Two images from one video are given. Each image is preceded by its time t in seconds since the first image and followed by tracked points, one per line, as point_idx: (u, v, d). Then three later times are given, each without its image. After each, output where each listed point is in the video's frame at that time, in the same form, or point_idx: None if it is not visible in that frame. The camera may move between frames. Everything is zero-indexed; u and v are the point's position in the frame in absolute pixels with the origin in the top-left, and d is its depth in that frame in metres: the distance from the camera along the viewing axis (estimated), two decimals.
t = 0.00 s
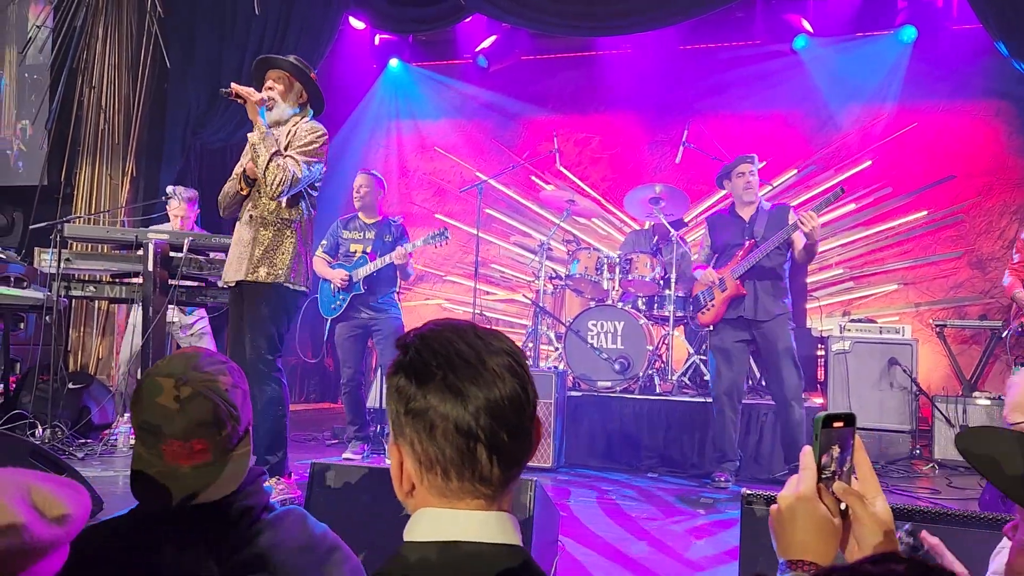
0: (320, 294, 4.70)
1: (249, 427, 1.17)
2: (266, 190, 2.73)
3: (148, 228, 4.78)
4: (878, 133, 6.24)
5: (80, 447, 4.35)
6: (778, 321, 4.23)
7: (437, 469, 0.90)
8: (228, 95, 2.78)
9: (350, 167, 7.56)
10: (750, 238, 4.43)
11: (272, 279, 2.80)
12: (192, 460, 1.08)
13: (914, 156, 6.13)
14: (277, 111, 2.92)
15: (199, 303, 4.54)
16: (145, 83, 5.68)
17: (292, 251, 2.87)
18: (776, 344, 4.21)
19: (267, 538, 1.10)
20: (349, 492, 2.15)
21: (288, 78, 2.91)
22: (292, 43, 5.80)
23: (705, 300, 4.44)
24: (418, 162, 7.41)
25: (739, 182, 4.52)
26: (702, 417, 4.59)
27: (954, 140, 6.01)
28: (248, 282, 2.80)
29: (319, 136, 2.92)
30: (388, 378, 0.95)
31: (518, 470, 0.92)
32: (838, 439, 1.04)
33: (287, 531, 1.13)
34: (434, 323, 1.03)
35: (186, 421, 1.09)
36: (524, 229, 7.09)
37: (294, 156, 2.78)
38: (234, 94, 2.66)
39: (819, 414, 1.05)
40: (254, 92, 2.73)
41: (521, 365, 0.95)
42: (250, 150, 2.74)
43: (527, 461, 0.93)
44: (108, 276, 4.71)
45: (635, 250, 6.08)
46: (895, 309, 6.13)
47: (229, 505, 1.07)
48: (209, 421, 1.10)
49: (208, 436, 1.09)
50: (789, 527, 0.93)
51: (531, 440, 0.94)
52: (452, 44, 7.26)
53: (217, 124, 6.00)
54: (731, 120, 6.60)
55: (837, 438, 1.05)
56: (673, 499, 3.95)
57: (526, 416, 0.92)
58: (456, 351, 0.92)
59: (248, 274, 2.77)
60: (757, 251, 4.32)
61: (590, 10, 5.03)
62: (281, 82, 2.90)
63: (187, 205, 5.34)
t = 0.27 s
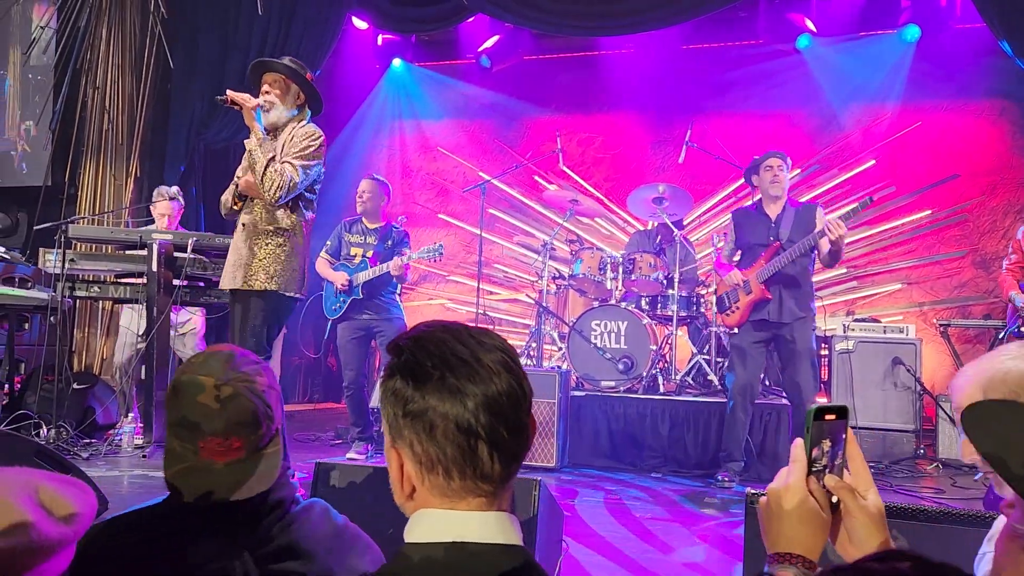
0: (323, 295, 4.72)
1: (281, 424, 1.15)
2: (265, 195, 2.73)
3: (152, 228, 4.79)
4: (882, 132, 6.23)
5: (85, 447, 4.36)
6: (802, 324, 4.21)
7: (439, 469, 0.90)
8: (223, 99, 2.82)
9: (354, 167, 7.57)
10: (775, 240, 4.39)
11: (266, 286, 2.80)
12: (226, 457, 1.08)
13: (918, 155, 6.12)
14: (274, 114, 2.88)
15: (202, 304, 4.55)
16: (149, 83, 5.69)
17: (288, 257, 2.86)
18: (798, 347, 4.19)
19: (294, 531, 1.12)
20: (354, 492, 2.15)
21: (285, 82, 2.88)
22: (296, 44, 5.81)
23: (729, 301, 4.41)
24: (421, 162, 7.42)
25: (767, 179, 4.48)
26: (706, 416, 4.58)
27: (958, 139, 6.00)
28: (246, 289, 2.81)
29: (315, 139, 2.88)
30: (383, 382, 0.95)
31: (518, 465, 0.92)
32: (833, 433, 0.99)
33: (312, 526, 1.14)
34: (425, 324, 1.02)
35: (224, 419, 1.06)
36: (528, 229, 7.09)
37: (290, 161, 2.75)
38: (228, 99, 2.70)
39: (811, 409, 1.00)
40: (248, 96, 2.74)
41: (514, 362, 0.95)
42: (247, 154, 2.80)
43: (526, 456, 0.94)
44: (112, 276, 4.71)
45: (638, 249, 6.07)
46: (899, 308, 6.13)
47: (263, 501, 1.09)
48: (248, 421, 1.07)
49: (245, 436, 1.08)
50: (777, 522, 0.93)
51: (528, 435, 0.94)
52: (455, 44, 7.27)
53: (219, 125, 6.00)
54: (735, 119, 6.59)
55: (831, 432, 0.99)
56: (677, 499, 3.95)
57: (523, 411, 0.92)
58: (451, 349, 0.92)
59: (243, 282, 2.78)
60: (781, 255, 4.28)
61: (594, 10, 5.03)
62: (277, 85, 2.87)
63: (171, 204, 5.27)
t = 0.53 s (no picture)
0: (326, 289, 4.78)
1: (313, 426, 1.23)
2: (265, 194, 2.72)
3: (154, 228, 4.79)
4: (884, 131, 6.22)
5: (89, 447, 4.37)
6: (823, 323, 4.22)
7: (442, 464, 0.90)
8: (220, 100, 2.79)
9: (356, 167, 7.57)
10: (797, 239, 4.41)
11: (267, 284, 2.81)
12: (267, 456, 1.14)
13: (921, 154, 6.11)
14: (271, 114, 2.86)
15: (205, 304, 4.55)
16: (151, 84, 5.70)
17: (287, 253, 2.87)
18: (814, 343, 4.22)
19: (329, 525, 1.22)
20: (357, 491, 2.15)
21: (280, 82, 2.87)
22: (297, 44, 5.81)
23: (745, 296, 4.46)
24: (423, 163, 7.42)
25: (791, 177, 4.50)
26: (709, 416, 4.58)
27: (961, 138, 5.99)
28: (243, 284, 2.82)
29: (315, 139, 2.89)
30: (388, 378, 0.95)
31: (523, 462, 0.92)
32: (818, 432, 1.07)
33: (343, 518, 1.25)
34: (431, 323, 1.03)
35: (271, 420, 1.13)
36: (530, 229, 7.09)
37: (290, 160, 2.75)
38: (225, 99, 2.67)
39: (793, 408, 1.08)
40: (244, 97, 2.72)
41: (520, 359, 0.94)
42: (246, 154, 2.73)
43: (530, 454, 0.94)
44: (115, 277, 4.72)
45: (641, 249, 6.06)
46: (902, 308, 6.12)
47: (303, 500, 1.18)
48: (292, 422, 1.15)
49: (288, 436, 1.15)
50: (762, 522, 0.95)
51: (532, 433, 0.94)
52: (457, 44, 7.27)
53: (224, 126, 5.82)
54: (737, 119, 6.58)
55: (816, 431, 1.07)
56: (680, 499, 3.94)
57: (527, 409, 0.92)
58: (457, 346, 0.92)
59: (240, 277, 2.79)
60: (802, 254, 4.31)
61: (596, 9, 5.03)
62: (273, 87, 2.87)
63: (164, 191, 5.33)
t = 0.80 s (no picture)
0: (329, 293, 4.80)
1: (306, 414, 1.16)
2: (261, 200, 2.74)
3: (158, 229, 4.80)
4: (887, 131, 6.22)
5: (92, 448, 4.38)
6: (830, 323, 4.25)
7: (451, 461, 0.90)
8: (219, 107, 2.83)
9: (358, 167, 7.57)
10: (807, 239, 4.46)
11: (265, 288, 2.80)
12: (256, 453, 1.09)
13: (923, 154, 6.11)
14: (270, 119, 2.88)
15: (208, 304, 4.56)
16: (154, 85, 5.71)
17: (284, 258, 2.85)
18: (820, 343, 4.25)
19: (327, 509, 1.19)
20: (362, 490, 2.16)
21: (278, 85, 2.87)
22: (300, 46, 5.81)
23: (755, 295, 4.49)
24: (425, 163, 7.42)
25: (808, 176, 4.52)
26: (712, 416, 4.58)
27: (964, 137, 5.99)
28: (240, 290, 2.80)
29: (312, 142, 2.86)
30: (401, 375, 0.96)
31: (531, 462, 0.92)
32: (824, 437, 1.07)
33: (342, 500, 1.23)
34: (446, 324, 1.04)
35: (258, 419, 1.05)
36: (533, 230, 7.10)
37: (286, 164, 2.76)
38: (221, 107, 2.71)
39: (795, 416, 1.07)
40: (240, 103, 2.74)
41: (532, 361, 0.95)
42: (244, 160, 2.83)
43: (539, 454, 0.94)
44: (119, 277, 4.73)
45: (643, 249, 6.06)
46: (905, 308, 6.12)
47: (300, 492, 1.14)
48: (282, 420, 1.07)
49: (277, 434, 1.07)
50: (765, 527, 0.95)
51: (542, 433, 0.94)
52: (459, 44, 7.27)
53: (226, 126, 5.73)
54: (739, 118, 6.59)
55: (820, 436, 1.07)
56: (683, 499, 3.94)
57: (538, 409, 0.93)
58: (471, 345, 0.92)
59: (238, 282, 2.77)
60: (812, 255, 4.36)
61: (598, 10, 5.03)
62: (272, 89, 2.87)
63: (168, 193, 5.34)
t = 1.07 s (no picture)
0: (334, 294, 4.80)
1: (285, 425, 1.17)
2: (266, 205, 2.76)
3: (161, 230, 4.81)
4: (890, 131, 6.22)
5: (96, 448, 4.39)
6: (832, 325, 4.26)
7: (460, 459, 0.91)
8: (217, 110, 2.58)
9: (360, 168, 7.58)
10: (813, 241, 4.45)
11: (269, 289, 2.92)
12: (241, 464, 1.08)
13: (926, 154, 6.11)
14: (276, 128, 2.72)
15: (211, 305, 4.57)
16: (157, 86, 5.72)
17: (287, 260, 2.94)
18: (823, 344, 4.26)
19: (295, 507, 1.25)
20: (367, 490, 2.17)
21: (281, 89, 2.68)
22: (302, 47, 5.82)
23: (756, 292, 4.50)
24: (428, 164, 7.43)
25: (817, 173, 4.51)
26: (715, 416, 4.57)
27: (967, 137, 5.98)
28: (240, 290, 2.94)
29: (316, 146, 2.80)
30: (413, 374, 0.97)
31: (540, 460, 0.92)
32: (831, 433, 1.15)
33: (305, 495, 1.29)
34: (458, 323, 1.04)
35: (245, 432, 1.06)
36: (535, 230, 7.10)
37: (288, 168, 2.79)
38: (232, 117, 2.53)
39: (809, 410, 1.14)
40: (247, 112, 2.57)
41: (543, 361, 0.95)
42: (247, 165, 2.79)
43: (548, 454, 0.94)
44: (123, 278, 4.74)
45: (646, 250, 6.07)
46: (908, 308, 6.12)
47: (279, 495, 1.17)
48: (267, 433, 1.08)
49: (261, 446, 1.08)
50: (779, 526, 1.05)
51: (551, 433, 0.94)
52: (462, 45, 7.27)
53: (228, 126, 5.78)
54: (742, 119, 6.59)
55: (829, 432, 1.15)
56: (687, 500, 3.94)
57: (548, 408, 0.93)
58: (481, 345, 0.92)
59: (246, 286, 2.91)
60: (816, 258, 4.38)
61: (600, 11, 5.04)
62: (274, 93, 2.67)
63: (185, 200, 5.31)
